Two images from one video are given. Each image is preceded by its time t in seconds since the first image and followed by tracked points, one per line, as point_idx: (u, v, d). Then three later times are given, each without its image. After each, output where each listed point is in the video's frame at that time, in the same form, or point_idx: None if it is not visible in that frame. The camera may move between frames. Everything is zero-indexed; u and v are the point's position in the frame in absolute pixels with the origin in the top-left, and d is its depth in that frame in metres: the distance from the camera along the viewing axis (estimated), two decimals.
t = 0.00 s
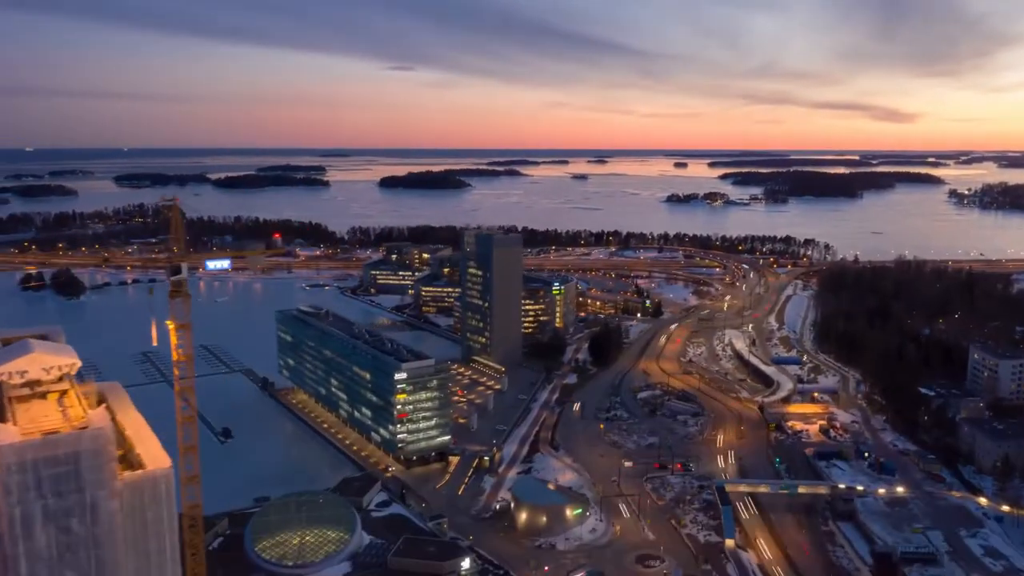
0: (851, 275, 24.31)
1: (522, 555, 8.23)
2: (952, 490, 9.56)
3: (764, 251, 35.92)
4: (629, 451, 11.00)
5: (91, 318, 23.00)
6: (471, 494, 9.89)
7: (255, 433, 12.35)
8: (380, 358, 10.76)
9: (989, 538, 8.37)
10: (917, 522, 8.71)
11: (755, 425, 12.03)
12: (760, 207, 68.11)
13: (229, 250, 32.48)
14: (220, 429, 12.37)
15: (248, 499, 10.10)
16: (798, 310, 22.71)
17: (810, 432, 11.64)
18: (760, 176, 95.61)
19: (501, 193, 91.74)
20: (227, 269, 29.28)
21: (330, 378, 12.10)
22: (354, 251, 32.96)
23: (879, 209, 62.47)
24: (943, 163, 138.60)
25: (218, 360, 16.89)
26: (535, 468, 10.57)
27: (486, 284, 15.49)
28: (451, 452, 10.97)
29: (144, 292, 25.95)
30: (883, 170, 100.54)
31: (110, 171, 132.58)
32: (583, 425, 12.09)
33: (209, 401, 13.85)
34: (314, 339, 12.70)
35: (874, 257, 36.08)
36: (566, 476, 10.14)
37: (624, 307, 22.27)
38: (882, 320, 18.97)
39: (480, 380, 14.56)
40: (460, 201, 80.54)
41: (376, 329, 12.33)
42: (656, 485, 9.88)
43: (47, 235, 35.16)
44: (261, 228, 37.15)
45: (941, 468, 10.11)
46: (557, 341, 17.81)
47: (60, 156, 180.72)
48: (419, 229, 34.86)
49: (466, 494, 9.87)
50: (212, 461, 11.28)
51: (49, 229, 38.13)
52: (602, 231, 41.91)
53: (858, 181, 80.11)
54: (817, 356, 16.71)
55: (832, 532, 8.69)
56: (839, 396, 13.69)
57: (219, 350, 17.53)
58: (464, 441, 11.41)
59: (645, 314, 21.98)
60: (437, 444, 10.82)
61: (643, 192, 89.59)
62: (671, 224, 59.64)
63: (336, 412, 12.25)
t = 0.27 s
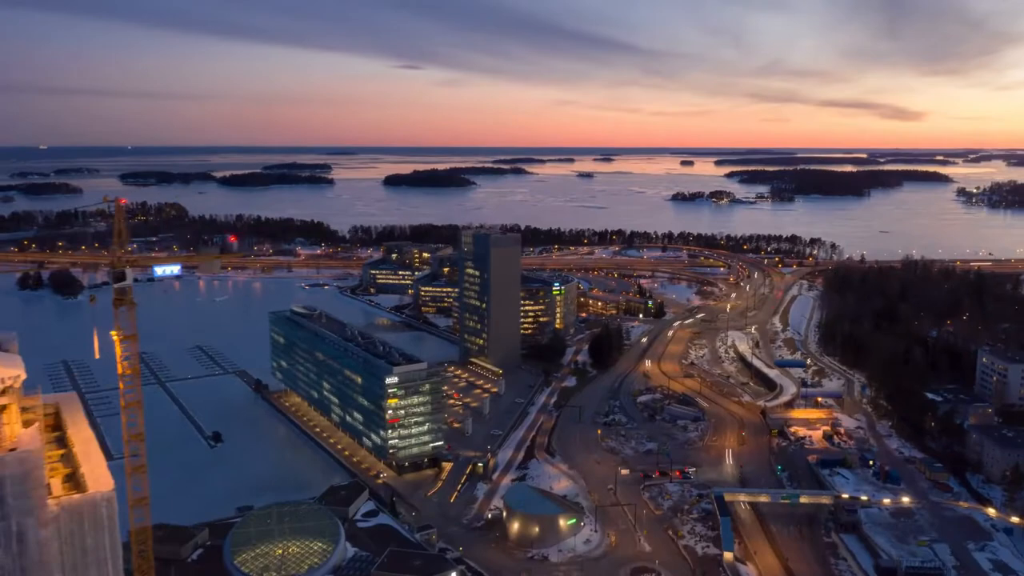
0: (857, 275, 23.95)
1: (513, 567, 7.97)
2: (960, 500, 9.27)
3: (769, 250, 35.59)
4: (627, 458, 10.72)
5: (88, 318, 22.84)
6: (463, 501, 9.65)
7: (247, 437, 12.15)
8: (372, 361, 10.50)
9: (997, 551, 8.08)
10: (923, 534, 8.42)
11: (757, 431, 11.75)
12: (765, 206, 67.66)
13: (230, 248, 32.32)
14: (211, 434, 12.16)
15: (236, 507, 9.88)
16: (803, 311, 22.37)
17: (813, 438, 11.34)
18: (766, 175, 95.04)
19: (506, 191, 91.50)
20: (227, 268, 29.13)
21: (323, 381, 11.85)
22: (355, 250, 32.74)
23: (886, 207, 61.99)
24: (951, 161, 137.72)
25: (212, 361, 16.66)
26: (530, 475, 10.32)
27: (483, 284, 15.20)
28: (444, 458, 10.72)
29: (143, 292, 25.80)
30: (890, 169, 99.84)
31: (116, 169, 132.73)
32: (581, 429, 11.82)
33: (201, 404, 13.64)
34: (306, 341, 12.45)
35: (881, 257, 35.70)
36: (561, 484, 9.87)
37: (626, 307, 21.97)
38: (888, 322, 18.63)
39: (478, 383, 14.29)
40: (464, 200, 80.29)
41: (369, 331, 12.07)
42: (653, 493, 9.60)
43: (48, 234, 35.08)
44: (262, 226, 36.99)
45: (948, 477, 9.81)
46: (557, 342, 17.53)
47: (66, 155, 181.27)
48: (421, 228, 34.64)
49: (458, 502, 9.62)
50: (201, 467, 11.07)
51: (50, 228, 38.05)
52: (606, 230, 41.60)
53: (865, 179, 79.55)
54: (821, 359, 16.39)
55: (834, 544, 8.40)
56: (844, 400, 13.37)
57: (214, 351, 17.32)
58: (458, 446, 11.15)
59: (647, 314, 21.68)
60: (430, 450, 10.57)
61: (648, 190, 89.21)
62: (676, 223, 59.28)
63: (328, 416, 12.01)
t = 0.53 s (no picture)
0: (864, 275, 23.54)
1: None
2: (970, 513, 8.91)
3: (775, 249, 35.18)
4: (624, 466, 10.40)
5: (85, 319, 22.67)
6: (453, 511, 9.36)
7: (236, 442, 11.88)
8: (361, 366, 10.20)
9: (1009, 568, 7.71)
10: (930, 549, 8.08)
11: (758, 438, 11.41)
12: (773, 205, 67.12)
13: (230, 247, 32.12)
14: (199, 438, 11.91)
15: (220, 515, 9.61)
16: (809, 311, 21.99)
17: (817, 446, 11.00)
18: (773, 173, 94.34)
19: (511, 189, 91.11)
20: (226, 267, 28.92)
21: (313, 386, 11.56)
22: (356, 249, 32.49)
23: (895, 206, 61.38)
24: (961, 159, 136.60)
25: (205, 363, 16.40)
26: (523, 484, 10.02)
27: (480, 285, 14.87)
28: (436, 465, 10.42)
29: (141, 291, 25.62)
30: (900, 167, 98.94)
31: (122, 167, 132.99)
32: (577, 435, 11.51)
33: (191, 407, 13.39)
34: (297, 344, 12.16)
35: (889, 256, 35.23)
36: (555, 494, 9.56)
37: (628, 308, 21.63)
38: (896, 324, 18.24)
39: (474, 387, 13.99)
40: (470, 198, 80.02)
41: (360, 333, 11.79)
42: (649, 504, 9.27)
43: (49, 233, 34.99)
44: (263, 225, 36.78)
45: (957, 489, 9.45)
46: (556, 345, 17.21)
47: (74, 153, 182.01)
48: (423, 226, 34.35)
49: (448, 512, 9.32)
50: (188, 474, 10.81)
51: (52, 227, 37.99)
52: (611, 229, 41.23)
53: (874, 177, 78.84)
54: (826, 362, 16.01)
55: (837, 560, 8.07)
56: (849, 406, 13.01)
57: (208, 352, 17.07)
58: (450, 453, 10.85)
59: (650, 315, 21.32)
60: (421, 458, 10.26)
61: (654, 188, 88.68)
62: (682, 221, 58.85)
63: (319, 421, 11.73)
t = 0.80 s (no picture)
0: (871, 275, 23.17)
1: None
2: (978, 525, 8.61)
3: (781, 249, 34.80)
4: (621, 473, 10.12)
5: (82, 318, 22.49)
6: (444, 520, 9.10)
7: (227, 446, 11.67)
8: (350, 370, 9.93)
9: None
10: (936, 563, 7.77)
11: (760, 443, 11.11)
12: (779, 203, 66.65)
13: (230, 246, 31.93)
14: (189, 442, 11.70)
15: (204, 523, 9.38)
16: (814, 312, 21.65)
17: (820, 452, 10.70)
18: (780, 171, 93.71)
19: (516, 187, 90.76)
20: (225, 266, 28.71)
21: (303, 389, 11.31)
22: (357, 247, 32.24)
23: (903, 204, 60.85)
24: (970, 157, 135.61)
25: (199, 364, 16.17)
26: (517, 491, 9.76)
27: (477, 286, 14.57)
28: (427, 472, 10.17)
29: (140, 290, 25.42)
30: (909, 165, 98.12)
31: (128, 165, 133.16)
32: (574, 441, 11.24)
33: (183, 409, 13.19)
34: (288, 347, 11.91)
35: (897, 255, 34.83)
36: (549, 502, 9.29)
37: (629, 308, 21.33)
38: (903, 326, 17.89)
39: (470, 390, 13.72)
40: (475, 196, 79.76)
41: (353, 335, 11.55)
42: (646, 514, 9.00)
43: (50, 231, 34.87)
44: (265, 223, 36.58)
45: (965, 499, 9.15)
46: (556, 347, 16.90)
47: (81, 150, 182.50)
48: (425, 225, 34.09)
49: (439, 521, 9.07)
50: (175, 479, 10.60)
51: (54, 225, 37.88)
52: (615, 228, 40.89)
53: (882, 175, 78.23)
54: (831, 365, 15.67)
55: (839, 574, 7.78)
56: (855, 411, 12.67)
57: (202, 353, 16.84)
58: (442, 459, 10.59)
59: (652, 316, 21.00)
60: (412, 464, 10.01)
61: (660, 187, 88.21)
62: (687, 220, 58.45)
63: (310, 425, 11.49)
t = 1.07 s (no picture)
0: (880, 275, 22.74)
1: None
2: (988, 540, 8.25)
3: (788, 248, 34.36)
4: (617, 483, 9.78)
5: (79, 316, 22.30)
6: (432, 530, 8.80)
7: (214, 451, 11.38)
8: (338, 375, 9.62)
9: None
10: None
11: (762, 451, 10.75)
12: (787, 201, 66.03)
13: (232, 244, 31.73)
14: (176, 447, 11.43)
15: (185, 532, 9.11)
16: (821, 313, 21.24)
17: (824, 461, 10.34)
18: (788, 168, 92.92)
19: (522, 185, 90.39)
20: (225, 264, 28.50)
21: (292, 394, 11.02)
22: (359, 246, 31.97)
23: (913, 202, 60.15)
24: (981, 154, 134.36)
25: (192, 364, 15.91)
26: (508, 500, 9.44)
27: (473, 287, 14.23)
28: (417, 479, 9.86)
29: (139, 288, 25.23)
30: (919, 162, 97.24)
31: (136, 162, 133.41)
32: (569, 447, 10.92)
33: (171, 412, 12.91)
34: (277, 350, 11.63)
35: (906, 255, 34.31)
36: (541, 513, 8.97)
37: (632, 309, 20.98)
38: (911, 328, 17.49)
39: (466, 394, 13.42)
40: (480, 193, 79.47)
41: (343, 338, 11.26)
42: (641, 525, 8.67)
43: (52, 228, 34.76)
44: (267, 221, 36.36)
45: (974, 512, 8.78)
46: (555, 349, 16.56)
47: (90, 147, 183.18)
48: (428, 223, 33.81)
49: (427, 531, 8.77)
50: (159, 486, 10.32)
51: (56, 222, 37.80)
52: (619, 226, 40.50)
53: (892, 173, 77.45)
54: (837, 369, 15.28)
55: None
56: (861, 417, 12.30)
57: (196, 354, 16.59)
58: (433, 466, 10.28)
59: (655, 316, 20.65)
60: (400, 472, 9.71)
61: (667, 184, 87.67)
62: (694, 218, 57.97)
63: (298, 430, 11.20)
